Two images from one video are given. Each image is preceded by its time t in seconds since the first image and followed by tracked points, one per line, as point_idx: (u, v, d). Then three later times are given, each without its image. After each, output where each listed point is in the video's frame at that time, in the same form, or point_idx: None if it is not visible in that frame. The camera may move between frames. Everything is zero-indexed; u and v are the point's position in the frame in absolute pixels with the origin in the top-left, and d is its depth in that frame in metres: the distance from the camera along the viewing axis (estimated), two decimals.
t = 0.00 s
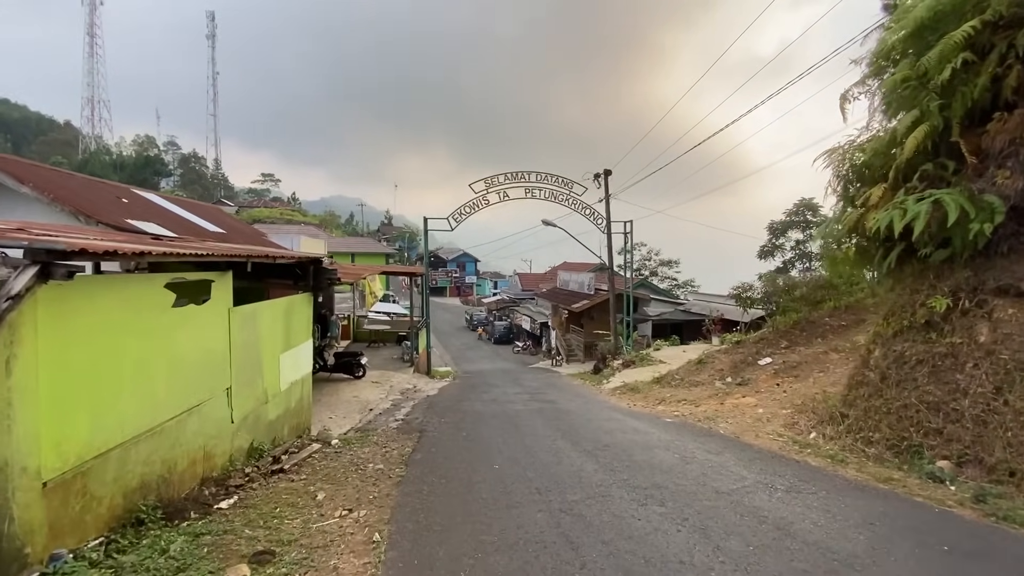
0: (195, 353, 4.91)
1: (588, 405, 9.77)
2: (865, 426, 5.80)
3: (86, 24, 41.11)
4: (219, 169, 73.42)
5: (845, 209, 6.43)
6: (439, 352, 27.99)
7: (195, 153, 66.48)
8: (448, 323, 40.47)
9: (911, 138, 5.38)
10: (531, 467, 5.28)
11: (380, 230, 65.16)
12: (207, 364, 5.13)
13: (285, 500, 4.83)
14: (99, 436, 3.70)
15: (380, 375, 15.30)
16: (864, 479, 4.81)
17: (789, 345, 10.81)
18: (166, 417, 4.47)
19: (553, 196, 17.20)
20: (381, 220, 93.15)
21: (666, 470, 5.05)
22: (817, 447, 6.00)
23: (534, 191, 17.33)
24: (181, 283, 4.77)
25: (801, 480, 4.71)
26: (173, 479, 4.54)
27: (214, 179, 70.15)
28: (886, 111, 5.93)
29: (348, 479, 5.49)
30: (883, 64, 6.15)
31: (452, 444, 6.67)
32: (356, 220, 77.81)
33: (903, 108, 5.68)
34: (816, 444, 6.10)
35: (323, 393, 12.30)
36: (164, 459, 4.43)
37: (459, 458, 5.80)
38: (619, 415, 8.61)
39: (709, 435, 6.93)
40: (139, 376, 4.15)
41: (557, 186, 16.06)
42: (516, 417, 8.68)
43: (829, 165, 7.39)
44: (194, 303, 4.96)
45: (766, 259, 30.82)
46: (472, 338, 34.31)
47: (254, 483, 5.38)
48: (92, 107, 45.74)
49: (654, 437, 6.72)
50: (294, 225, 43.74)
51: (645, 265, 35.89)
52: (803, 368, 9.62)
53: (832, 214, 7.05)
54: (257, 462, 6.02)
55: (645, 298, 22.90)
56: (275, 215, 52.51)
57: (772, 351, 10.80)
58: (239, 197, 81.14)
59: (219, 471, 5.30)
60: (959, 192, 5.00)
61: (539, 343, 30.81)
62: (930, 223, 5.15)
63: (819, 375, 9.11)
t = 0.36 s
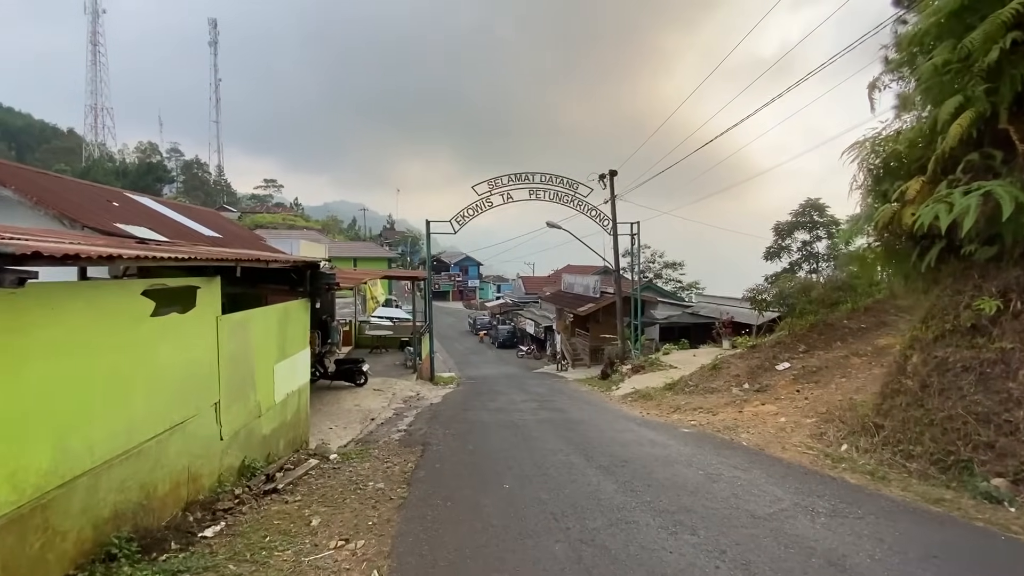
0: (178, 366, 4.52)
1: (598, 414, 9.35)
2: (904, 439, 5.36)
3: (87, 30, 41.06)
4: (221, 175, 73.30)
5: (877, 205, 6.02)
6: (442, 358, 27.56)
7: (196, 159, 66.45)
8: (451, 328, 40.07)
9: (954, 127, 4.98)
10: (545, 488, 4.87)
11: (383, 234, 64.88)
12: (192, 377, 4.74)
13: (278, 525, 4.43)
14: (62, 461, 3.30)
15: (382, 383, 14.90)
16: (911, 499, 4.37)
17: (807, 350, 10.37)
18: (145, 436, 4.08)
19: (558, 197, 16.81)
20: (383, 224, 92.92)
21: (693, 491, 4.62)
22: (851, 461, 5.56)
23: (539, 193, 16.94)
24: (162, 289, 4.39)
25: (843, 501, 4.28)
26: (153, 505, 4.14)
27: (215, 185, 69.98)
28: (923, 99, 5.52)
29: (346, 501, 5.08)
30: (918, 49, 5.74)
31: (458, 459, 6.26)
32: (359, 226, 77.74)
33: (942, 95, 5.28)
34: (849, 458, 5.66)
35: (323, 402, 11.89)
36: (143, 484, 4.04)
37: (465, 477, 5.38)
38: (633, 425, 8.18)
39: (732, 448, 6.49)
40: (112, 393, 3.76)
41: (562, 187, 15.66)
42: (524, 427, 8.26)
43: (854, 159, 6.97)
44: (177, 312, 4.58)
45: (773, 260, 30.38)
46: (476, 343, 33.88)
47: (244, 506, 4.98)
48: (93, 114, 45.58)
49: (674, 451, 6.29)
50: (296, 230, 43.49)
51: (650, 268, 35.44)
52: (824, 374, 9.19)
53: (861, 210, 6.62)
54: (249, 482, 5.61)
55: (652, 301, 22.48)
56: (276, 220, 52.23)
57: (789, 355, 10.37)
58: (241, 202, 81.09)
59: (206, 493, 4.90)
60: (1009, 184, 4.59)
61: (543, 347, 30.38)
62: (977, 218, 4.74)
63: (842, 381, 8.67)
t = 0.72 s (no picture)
0: (165, 369, 4.15)
1: (613, 415, 8.96)
2: (951, 440, 4.96)
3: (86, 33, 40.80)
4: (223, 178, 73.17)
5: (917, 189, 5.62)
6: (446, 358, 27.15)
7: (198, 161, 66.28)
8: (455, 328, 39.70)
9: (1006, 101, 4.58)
10: (565, 498, 4.48)
11: (385, 235, 64.55)
12: (182, 381, 4.38)
13: (276, 542, 4.05)
14: (30, 478, 2.94)
15: (386, 384, 14.52)
16: (971, 507, 3.97)
17: (829, 345, 9.94)
18: (128, 446, 3.71)
19: (565, 192, 16.40)
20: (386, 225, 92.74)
21: (728, 500, 4.23)
22: (893, 464, 5.16)
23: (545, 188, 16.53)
24: (147, 287, 4.03)
25: (898, 511, 3.88)
26: (138, 522, 3.77)
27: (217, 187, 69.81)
28: (967, 73, 5.10)
29: (350, 514, 4.72)
30: (960, 20, 5.33)
31: (468, 465, 5.88)
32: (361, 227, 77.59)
33: (990, 67, 4.87)
34: (890, 460, 5.26)
35: (326, 405, 11.50)
36: (126, 499, 3.67)
37: (477, 485, 5.00)
38: (651, 427, 7.78)
39: (760, 451, 6.08)
40: (90, 401, 3.39)
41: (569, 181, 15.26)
42: (536, 430, 7.87)
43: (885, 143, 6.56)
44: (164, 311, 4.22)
45: (779, 256, 29.90)
46: (481, 343, 33.50)
47: (240, 520, 4.63)
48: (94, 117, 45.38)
49: (699, 455, 5.89)
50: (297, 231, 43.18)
51: (656, 265, 35.00)
52: (848, 371, 8.77)
53: (895, 196, 6.20)
54: (246, 493, 5.24)
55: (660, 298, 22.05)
56: (279, 222, 51.94)
57: (810, 351, 9.95)
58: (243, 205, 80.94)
59: (197, 507, 4.54)
60: None
61: (549, 346, 29.98)
62: None
63: (868, 378, 8.25)
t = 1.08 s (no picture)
0: (145, 377, 3.83)
1: (624, 416, 8.58)
2: (1001, 442, 4.65)
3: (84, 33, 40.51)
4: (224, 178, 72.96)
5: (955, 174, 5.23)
6: (450, 357, 26.78)
7: (199, 162, 66.17)
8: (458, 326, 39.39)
9: None
10: (582, 512, 4.14)
11: (388, 234, 64.27)
12: (163, 389, 4.05)
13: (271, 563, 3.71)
14: None
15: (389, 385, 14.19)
16: None
17: (848, 340, 9.54)
18: (100, 463, 3.36)
19: (569, 186, 16.00)
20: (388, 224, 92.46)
21: (761, 513, 3.88)
22: (933, 469, 4.78)
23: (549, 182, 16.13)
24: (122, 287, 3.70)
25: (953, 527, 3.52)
26: (113, 546, 3.43)
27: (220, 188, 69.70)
28: (1010, 46, 4.70)
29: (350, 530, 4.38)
30: None
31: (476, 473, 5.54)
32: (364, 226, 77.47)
33: None
34: (929, 465, 4.89)
35: (327, 408, 11.15)
36: (100, 521, 3.33)
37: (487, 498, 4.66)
38: (665, 429, 7.41)
39: (786, 455, 5.70)
40: (56, 412, 3.06)
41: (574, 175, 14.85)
42: (545, 433, 7.51)
43: (917, 125, 6.13)
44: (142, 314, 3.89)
45: (786, 250, 29.41)
46: (485, 341, 33.16)
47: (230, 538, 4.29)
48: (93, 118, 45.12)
49: (722, 460, 5.52)
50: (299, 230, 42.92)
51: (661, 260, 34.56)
52: (870, 367, 8.38)
53: (928, 182, 5.79)
54: (237, 507, 4.90)
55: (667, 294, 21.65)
56: (280, 222, 51.73)
57: (828, 346, 9.56)
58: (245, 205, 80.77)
59: (183, 525, 4.21)
60: None
61: (554, 343, 29.60)
62: None
63: (893, 375, 7.86)
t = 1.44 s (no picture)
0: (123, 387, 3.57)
1: (637, 419, 8.24)
2: None
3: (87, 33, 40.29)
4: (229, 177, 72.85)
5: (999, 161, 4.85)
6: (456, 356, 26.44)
7: (204, 162, 66.08)
8: (465, 325, 39.06)
9: None
10: (598, 531, 3.83)
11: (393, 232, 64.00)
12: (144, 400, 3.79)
13: None
14: None
15: (394, 386, 13.88)
16: None
17: (870, 338, 9.14)
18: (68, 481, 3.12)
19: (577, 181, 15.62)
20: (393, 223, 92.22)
21: (796, 532, 3.55)
22: (978, 479, 4.42)
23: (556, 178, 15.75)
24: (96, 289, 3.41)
25: (1015, 549, 3.18)
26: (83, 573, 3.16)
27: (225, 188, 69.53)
28: None
29: (347, 549, 4.04)
30: None
31: (482, 483, 5.23)
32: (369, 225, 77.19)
33: None
34: (973, 475, 4.52)
35: (330, 410, 10.87)
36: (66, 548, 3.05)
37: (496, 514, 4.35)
38: (681, 433, 7.06)
39: (814, 462, 5.33)
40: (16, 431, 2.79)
41: (582, 170, 14.48)
42: (555, 438, 7.17)
43: (952, 109, 5.72)
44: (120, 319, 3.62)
45: (797, 246, 28.87)
46: (491, 340, 32.82)
47: (218, 558, 3.95)
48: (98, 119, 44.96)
49: (745, 469, 5.16)
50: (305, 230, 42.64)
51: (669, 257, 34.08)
52: (896, 367, 7.99)
53: (967, 170, 5.39)
54: (229, 522, 4.58)
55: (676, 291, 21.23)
56: (285, 221, 51.49)
57: (849, 345, 9.16)
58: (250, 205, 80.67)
59: (167, 546, 3.91)
60: None
61: (561, 342, 29.23)
62: None
63: (921, 375, 7.46)
